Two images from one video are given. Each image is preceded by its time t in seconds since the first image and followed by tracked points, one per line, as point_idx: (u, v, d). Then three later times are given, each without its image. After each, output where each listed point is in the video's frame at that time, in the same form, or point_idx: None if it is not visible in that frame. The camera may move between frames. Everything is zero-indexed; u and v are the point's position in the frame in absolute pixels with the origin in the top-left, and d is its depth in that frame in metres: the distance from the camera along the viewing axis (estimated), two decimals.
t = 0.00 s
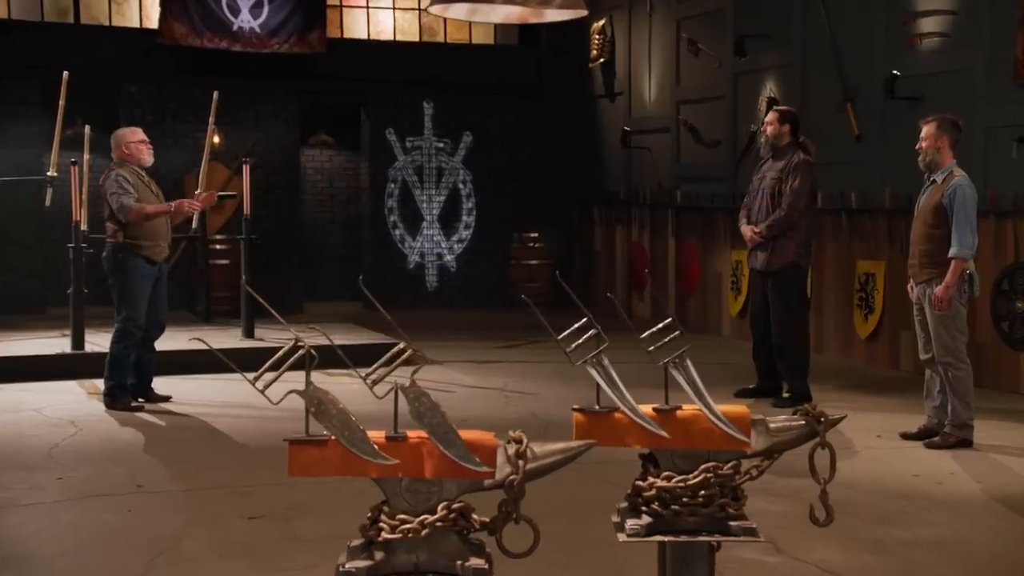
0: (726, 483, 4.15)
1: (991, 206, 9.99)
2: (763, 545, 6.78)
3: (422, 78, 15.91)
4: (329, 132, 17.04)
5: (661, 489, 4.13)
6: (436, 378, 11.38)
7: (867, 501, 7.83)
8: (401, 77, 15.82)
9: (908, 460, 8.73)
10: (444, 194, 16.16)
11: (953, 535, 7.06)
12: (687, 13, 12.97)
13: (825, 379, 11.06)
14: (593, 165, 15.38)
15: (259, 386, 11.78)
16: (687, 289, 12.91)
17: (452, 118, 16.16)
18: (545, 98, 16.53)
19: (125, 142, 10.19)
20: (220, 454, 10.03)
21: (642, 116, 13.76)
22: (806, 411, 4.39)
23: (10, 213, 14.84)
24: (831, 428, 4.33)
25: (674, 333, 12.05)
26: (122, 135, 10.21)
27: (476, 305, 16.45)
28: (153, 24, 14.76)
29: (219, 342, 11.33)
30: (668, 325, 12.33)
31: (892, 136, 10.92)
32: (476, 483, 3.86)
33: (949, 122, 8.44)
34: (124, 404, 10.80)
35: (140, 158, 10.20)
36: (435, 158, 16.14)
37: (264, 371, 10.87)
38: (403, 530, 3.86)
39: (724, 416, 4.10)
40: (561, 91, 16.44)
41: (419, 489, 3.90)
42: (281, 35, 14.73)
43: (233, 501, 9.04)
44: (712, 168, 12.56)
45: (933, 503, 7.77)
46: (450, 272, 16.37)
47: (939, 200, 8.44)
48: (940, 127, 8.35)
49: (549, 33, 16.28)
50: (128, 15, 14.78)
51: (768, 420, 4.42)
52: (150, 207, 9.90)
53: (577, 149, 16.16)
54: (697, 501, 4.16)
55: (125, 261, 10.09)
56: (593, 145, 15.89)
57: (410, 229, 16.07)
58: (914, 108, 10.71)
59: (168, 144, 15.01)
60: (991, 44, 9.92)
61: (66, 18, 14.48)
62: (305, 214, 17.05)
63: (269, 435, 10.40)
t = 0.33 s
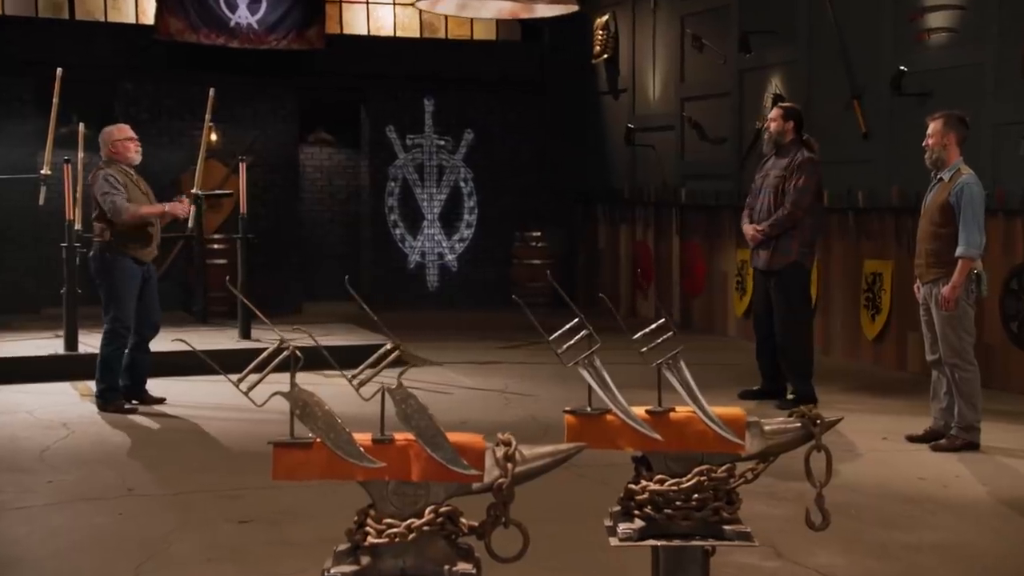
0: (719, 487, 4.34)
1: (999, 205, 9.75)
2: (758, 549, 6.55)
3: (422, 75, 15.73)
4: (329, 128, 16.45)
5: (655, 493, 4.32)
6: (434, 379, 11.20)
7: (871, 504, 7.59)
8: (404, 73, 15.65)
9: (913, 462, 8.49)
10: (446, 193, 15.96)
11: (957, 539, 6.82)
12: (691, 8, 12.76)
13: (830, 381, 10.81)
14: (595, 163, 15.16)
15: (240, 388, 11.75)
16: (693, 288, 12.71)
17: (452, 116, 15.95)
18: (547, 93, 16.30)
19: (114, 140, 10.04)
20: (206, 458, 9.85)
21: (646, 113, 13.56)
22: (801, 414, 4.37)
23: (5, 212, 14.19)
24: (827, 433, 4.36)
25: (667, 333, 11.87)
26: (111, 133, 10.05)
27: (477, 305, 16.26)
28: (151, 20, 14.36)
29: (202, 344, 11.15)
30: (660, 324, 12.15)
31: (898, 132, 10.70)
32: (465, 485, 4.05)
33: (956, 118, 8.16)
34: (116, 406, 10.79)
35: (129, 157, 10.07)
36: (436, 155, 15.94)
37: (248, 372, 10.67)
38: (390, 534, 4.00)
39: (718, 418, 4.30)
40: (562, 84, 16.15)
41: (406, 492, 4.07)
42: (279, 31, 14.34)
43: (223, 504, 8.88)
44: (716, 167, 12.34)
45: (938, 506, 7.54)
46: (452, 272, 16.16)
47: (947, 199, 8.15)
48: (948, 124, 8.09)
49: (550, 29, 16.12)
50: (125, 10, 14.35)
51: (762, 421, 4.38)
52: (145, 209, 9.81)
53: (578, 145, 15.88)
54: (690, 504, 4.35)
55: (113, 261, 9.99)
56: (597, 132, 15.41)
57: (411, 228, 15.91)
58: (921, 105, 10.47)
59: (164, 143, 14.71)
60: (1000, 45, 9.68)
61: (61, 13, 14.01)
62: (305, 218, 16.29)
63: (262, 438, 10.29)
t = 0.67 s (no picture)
0: (719, 490, 4.23)
1: (1013, 203, 9.48)
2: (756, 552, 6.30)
3: (430, 72, 15.48)
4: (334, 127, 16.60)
5: (652, 496, 4.19)
6: (442, 381, 10.77)
7: (880, 508, 7.33)
8: (411, 70, 15.40)
9: (925, 466, 8.24)
10: (453, 192, 15.75)
11: (967, 544, 6.57)
12: (702, 3, 12.57)
13: (840, 383, 10.58)
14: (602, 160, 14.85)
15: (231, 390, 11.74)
16: (703, 288, 12.52)
17: (460, 113, 15.75)
18: (553, 87, 16.08)
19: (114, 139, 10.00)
20: (193, 464, 9.66)
21: (656, 111, 13.37)
22: (802, 416, 4.23)
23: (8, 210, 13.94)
24: (827, 435, 4.18)
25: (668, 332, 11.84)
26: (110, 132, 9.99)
27: (484, 305, 16.04)
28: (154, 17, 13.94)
29: (198, 343, 11.02)
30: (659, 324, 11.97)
31: (913, 130, 10.43)
32: (459, 489, 4.04)
33: (969, 115, 7.94)
34: (117, 408, 10.72)
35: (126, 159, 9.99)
36: (443, 154, 15.76)
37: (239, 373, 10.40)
38: (381, 537, 4.00)
39: (717, 421, 4.21)
40: (571, 79, 16.01)
41: (399, 495, 4.06)
42: (284, 27, 14.00)
43: (223, 507, 8.69)
44: (726, 164, 12.14)
45: (951, 511, 7.29)
46: (459, 272, 15.96)
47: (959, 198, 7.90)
48: (959, 121, 7.88)
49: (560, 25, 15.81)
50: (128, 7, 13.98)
51: (764, 425, 4.29)
52: (137, 216, 9.77)
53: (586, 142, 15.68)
54: (689, 509, 4.22)
55: (109, 259, 9.93)
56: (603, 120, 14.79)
57: (418, 227, 15.74)
58: (936, 102, 10.22)
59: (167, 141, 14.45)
60: (1015, 39, 9.41)
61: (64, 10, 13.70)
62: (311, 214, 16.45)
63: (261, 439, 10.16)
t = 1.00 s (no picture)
0: (757, 503, 4.03)
1: None
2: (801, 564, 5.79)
3: (466, 70, 14.42)
4: (370, 123, 15.45)
5: (687, 509, 4.02)
6: (477, 387, 10.27)
7: (936, 521, 6.82)
8: (446, 65, 14.29)
9: (984, 478, 7.75)
10: (493, 191, 14.65)
11: None
12: None
13: (894, 391, 10.09)
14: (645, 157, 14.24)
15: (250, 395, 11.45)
16: (755, 291, 12.02)
17: (500, 111, 14.68)
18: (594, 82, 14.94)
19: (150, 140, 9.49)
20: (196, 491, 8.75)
21: (703, 107, 12.91)
22: (844, 425, 4.05)
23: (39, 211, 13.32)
24: (872, 445, 4.00)
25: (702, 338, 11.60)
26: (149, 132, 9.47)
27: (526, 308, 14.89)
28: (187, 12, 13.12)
29: (222, 347, 10.68)
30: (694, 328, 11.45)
31: (973, 125, 9.89)
32: (484, 499, 3.90)
33: None
34: (145, 412, 10.41)
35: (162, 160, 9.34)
36: (482, 152, 14.66)
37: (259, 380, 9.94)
38: (406, 548, 3.90)
39: (756, 430, 3.99)
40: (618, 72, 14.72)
41: (423, 505, 3.94)
42: (318, 23, 13.25)
43: (247, 515, 8.26)
44: (777, 162, 11.69)
45: (1013, 525, 6.77)
46: (499, 274, 14.81)
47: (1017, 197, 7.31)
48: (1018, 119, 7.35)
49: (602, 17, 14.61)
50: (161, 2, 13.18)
51: (804, 434, 4.07)
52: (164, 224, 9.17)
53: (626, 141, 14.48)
54: (726, 520, 4.04)
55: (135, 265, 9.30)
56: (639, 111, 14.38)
57: (456, 227, 14.61)
58: (996, 96, 9.62)
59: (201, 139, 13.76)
60: None
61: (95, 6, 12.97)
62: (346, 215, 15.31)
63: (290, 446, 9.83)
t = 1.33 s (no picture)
0: (822, 526, 3.84)
1: None
2: (868, 575, 5.02)
3: (524, 62, 11.76)
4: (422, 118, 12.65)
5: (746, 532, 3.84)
6: (533, 400, 9.51)
7: None
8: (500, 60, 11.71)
9: None
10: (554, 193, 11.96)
11: None
12: None
13: (983, 408, 9.02)
14: (713, 155, 12.02)
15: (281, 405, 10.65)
16: (830, 299, 10.65)
17: (562, 102, 11.98)
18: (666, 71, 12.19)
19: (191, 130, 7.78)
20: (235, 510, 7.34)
21: (776, 101, 11.17)
22: (917, 444, 3.81)
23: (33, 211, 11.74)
24: (946, 466, 3.77)
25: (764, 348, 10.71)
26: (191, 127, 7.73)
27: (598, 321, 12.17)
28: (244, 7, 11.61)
29: (253, 354, 9.99)
30: (753, 338, 10.77)
31: None
32: (528, 518, 3.58)
33: None
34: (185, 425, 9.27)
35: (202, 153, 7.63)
36: (541, 150, 11.96)
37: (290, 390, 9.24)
38: (443, 571, 3.59)
39: (820, 447, 3.78)
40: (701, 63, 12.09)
41: (461, 525, 3.63)
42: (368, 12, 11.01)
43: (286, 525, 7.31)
44: (855, 161, 10.27)
45: None
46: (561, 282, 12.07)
47: None
48: None
49: None
50: None
51: (872, 453, 3.85)
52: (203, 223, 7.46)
53: (690, 139, 12.24)
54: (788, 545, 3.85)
55: (176, 271, 7.60)
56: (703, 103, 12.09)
57: (513, 230, 11.92)
58: None
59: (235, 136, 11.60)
60: None
61: None
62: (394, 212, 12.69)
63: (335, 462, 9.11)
